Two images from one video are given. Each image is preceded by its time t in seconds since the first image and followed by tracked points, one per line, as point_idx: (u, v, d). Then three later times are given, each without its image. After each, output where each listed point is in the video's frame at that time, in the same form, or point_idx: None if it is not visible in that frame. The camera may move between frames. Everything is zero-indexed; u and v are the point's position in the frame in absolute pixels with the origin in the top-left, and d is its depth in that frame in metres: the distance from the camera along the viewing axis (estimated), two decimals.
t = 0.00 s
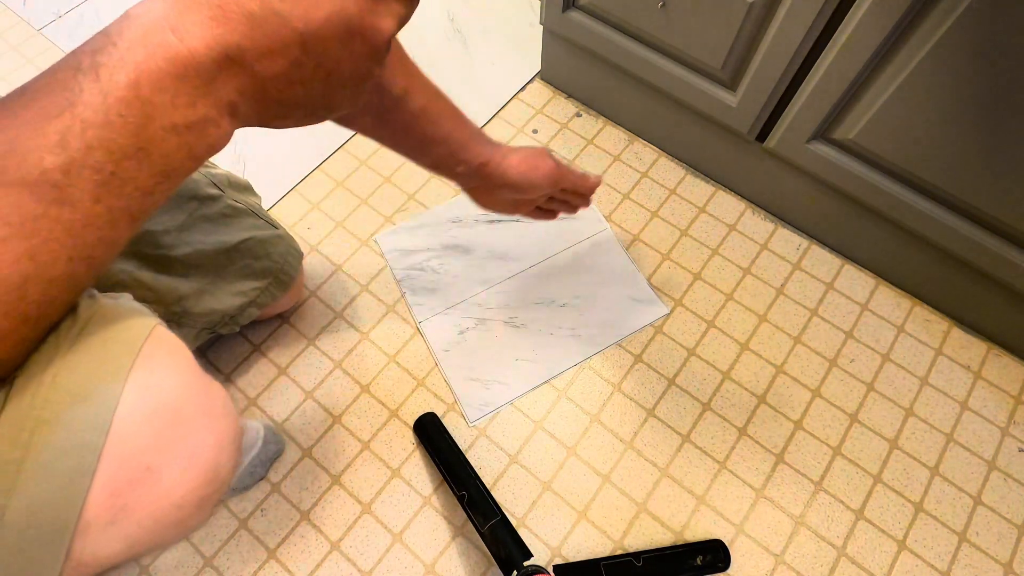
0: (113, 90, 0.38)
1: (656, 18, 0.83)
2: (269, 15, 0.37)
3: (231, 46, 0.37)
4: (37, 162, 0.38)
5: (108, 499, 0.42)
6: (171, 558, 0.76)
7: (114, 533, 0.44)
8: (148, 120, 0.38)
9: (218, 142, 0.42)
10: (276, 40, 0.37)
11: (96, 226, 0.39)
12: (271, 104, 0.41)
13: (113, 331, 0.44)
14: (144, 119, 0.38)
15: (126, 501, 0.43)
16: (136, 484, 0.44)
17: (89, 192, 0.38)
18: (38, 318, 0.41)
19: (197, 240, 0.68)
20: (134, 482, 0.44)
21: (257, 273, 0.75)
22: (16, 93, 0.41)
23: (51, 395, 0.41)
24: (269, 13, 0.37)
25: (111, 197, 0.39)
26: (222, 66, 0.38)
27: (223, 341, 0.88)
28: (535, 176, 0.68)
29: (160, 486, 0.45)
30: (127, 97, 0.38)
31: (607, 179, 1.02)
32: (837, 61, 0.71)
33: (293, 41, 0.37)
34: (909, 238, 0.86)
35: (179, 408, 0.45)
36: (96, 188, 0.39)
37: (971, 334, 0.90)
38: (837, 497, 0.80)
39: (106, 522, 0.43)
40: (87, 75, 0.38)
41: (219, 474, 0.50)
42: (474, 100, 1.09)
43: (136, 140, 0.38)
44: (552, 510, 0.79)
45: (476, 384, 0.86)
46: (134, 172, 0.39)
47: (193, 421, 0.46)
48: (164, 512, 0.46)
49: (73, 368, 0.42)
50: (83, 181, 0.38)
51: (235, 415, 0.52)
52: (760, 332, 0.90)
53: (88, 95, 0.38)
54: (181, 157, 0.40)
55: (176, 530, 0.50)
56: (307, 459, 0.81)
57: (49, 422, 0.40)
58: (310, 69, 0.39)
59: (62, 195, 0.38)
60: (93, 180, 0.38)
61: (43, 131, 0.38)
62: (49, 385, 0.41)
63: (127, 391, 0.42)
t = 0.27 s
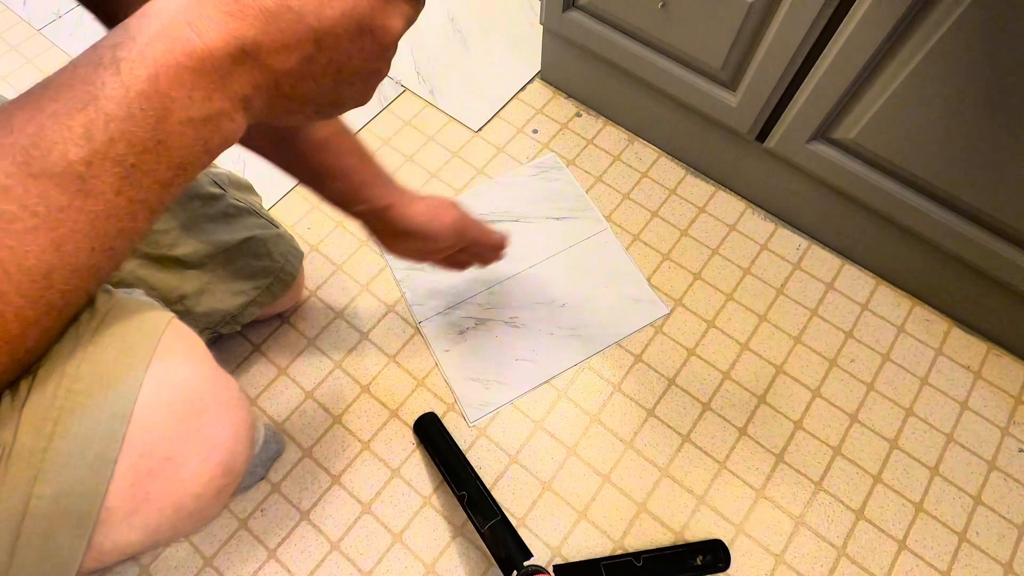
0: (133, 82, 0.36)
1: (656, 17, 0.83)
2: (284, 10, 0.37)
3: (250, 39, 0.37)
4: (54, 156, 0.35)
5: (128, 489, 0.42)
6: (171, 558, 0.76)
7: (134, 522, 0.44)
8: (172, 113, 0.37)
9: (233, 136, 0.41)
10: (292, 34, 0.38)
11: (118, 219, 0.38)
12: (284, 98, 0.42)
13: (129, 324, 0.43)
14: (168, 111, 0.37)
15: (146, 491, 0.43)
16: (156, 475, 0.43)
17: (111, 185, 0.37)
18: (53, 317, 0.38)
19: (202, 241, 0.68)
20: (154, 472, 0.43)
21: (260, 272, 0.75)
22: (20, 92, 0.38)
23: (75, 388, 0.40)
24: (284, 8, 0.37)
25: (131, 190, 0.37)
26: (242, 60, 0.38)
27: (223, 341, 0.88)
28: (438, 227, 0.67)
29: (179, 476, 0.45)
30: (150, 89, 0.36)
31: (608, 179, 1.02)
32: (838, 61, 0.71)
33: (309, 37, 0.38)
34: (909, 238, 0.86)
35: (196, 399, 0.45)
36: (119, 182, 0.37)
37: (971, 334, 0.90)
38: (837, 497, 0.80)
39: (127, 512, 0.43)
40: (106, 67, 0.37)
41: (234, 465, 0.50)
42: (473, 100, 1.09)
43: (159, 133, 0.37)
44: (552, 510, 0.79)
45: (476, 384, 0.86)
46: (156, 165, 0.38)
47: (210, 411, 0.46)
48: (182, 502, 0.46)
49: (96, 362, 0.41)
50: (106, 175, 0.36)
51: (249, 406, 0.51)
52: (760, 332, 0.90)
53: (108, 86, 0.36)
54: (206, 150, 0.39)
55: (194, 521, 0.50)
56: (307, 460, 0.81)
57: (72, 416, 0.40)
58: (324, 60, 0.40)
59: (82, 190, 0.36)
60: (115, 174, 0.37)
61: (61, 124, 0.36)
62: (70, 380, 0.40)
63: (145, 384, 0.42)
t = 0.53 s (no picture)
0: (134, 87, 0.36)
1: (656, 17, 0.83)
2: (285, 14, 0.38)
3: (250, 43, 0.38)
4: (54, 159, 0.35)
5: (128, 490, 0.42)
6: (171, 557, 0.76)
7: (134, 525, 0.43)
8: (173, 117, 0.37)
9: (234, 139, 0.41)
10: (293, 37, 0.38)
11: (119, 222, 0.37)
12: (284, 103, 0.42)
13: (131, 327, 0.43)
14: (169, 115, 0.37)
15: (146, 493, 0.43)
16: (157, 476, 0.43)
17: (112, 187, 0.36)
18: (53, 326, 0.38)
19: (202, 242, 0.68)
20: (155, 474, 0.43)
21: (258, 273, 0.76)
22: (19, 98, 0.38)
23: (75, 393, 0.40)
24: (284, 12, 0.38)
25: (131, 193, 0.37)
26: (242, 64, 0.38)
27: (223, 341, 0.88)
28: (323, 279, 0.73)
29: (180, 478, 0.45)
30: (150, 93, 0.36)
31: (608, 179, 1.02)
32: (838, 61, 0.71)
33: (310, 41, 0.39)
34: (910, 238, 0.86)
35: (196, 400, 0.45)
36: (119, 184, 0.36)
37: (971, 334, 0.90)
38: (837, 497, 0.80)
39: (127, 514, 0.43)
40: (107, 71, 0.37)
41: (234, 466, 0.49)
42: (474, 100, 1.09)
43: (159, 136, 0.37)
44: (552, 510, 0.79)
45: (476, 384, 0.86)
46: (157, 168, 0.37)
47: (210, 412, 0.46)
48: (182, 504, 0.46)
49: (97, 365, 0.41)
50: (107, 178, 0.36)
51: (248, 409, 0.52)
52: (760, 332, 0.90)
53: (109, 90, 0.36)
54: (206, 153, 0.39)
55: (195, 523, 0.50)
56: (307, 460, 0.81)
57: (73, 419, 0.40)
58: (326, 63, 0.40)
59: (82, 193, 0.36)
60: (116, 177, 0.36)
61: (61, 129, 0.36)
62: (71, 385, 0.40)
63: (146, 384, 0.42)
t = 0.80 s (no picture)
0: (122, 79, 0.36)
1: (656, 17, 0.83)
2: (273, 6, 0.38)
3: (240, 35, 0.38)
4: (43, 151, 0.35)
5: (123, 485, 0.42)
6: (171, 557, 0.76)
7: (129, 523, 0.43)
8: (163, 110, 0.37)
9: (224, 134, 0.41)
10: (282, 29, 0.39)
11: (109, 216, 0.37)
12: (274, 96, 0.43)
13: (121, 322, 0.43)
14: (159, 108, 0.37)
15: (141, 490, 0.43)
16: (153, 472, 0.43)
17: (102, 181, 0.36)
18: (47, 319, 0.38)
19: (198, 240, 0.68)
20: (151, 469, 0.43)
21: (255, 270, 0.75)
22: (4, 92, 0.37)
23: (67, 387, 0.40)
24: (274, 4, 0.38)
25: (122, 186, 0.37)
26: (232, 56, 0.38)
27: (223, 341, 0.88)
28: (324, 274, 0.73)
29: (176, 475, 0.44)
30: (139, 85, 0.36)
31: (608, 179, 1.02)
32: (837, 61, 0.71)
33: (300, 33, 0.39)
34: (909, 238, 0.86)
35: (193, 395, 0.45)
36: (109, 178, 0.36)
37: (971, 334, 0.90)
38: (837, 497, 0.80)
39: (122, 510, 0.42)
40: (95, 64, 0.36)
41: (231, 463, 0.49)
42: (474, 100, 1.09)
43: (149, 130, 0.37)
44: (552, 510, 0.79)
45: (476, 384, 0.86)
46: (145, 161, 0.37)
47: (207, 409, 0.46)
48: (179, 503, 0.45)
49: (89, 360, 0.41)
50: (96, 171, 0.36)
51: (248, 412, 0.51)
52: (760, 332, 0.90)
53: (97, 83, 0.36)
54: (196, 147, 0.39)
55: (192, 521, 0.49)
56: (307, 459, 0.81)
57: (66, 414, 0.40)
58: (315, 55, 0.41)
59: (72, 186, 0.35)
60: (106, 170, 0.36)
61: (49, 121, 0.35)
62: (64, 379, 0.40)
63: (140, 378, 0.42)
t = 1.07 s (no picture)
0: (116, 82, 0.35)
1: (656, 17, 0.83)
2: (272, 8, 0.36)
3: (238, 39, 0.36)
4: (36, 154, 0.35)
5: (117, 491, 0.42)
6: (171, 557, 0.76)
7: (123, 526, 0.43)
8: (158, 112, 0.36)
9: (221, 138, 0.39)
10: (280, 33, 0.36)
11: (102, 219, 0.37)
12: (275, 101, 0.40)
13: (119, 325, 0.43)
14: (154, 111, 0.36)
15: (135, 494, 0.43)
16: (146, 476, 0.43)
17: (95, 183, 0.36)
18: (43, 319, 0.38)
19: (199, 242, 0.68)
20: (144, 474, 0.43)
21: (256, 272, 0.75)
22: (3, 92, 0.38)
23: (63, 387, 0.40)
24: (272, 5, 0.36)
25: (115, 189, 0.37)
26: (229, 60, 0.36)
27: (223, 341, 0.88)
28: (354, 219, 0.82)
29: (169, 477, 0.45)
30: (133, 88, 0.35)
31: (608, 179, 1.02)
32: (837, 61, 0.70)
33: (300, 41, 0.36)
34: (910, 238, 0.86)
35: (186, 400, 0.45)
36: (103, 181, 0.36)
37: (971, 334, 0.90)
38: (837, 497, 0.80)
39: (116, 514, 0.43)
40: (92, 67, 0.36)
41: (223, 465, 0.49)
42: (474, 100, 1.09)
43: (143, 133, 0.36)
44: (552, 511, 0.79)
45: (476, 384, 0.86)
46: (141, 164, 0.37)
47: (199, 413, 0.46)
48: (172, 503, 0.46)
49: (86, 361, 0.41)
50: (89, 173, 0.36)
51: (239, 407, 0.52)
52: (760, 332, 0.90)
53: (93, 86, 0.35)
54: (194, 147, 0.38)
55: (184, 522, 0.50)
56: (307, 459, 0.81)
57: (58, 416, 0.40)
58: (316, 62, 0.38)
59: (66, 188, 0.36)
60: (99, 173, 0.36)
61: (45, 125, 0.36)
62: (59, 381, 0.40)
63: (132, 385, 0.42)
